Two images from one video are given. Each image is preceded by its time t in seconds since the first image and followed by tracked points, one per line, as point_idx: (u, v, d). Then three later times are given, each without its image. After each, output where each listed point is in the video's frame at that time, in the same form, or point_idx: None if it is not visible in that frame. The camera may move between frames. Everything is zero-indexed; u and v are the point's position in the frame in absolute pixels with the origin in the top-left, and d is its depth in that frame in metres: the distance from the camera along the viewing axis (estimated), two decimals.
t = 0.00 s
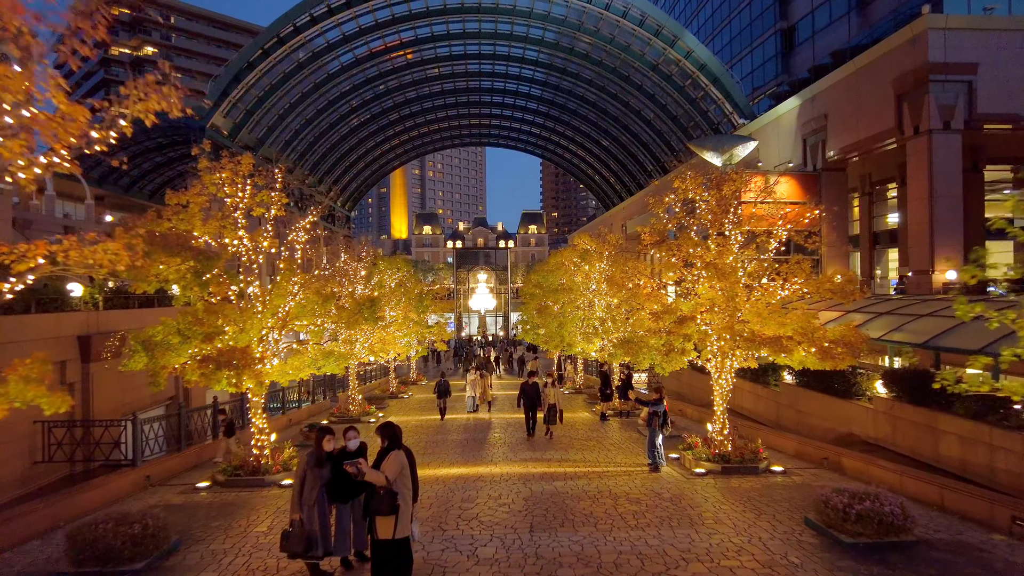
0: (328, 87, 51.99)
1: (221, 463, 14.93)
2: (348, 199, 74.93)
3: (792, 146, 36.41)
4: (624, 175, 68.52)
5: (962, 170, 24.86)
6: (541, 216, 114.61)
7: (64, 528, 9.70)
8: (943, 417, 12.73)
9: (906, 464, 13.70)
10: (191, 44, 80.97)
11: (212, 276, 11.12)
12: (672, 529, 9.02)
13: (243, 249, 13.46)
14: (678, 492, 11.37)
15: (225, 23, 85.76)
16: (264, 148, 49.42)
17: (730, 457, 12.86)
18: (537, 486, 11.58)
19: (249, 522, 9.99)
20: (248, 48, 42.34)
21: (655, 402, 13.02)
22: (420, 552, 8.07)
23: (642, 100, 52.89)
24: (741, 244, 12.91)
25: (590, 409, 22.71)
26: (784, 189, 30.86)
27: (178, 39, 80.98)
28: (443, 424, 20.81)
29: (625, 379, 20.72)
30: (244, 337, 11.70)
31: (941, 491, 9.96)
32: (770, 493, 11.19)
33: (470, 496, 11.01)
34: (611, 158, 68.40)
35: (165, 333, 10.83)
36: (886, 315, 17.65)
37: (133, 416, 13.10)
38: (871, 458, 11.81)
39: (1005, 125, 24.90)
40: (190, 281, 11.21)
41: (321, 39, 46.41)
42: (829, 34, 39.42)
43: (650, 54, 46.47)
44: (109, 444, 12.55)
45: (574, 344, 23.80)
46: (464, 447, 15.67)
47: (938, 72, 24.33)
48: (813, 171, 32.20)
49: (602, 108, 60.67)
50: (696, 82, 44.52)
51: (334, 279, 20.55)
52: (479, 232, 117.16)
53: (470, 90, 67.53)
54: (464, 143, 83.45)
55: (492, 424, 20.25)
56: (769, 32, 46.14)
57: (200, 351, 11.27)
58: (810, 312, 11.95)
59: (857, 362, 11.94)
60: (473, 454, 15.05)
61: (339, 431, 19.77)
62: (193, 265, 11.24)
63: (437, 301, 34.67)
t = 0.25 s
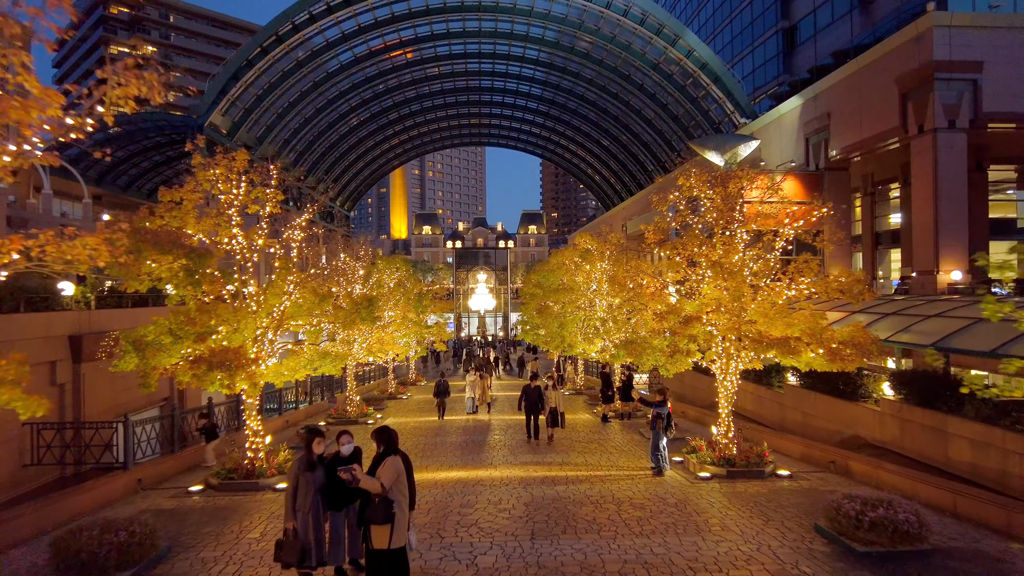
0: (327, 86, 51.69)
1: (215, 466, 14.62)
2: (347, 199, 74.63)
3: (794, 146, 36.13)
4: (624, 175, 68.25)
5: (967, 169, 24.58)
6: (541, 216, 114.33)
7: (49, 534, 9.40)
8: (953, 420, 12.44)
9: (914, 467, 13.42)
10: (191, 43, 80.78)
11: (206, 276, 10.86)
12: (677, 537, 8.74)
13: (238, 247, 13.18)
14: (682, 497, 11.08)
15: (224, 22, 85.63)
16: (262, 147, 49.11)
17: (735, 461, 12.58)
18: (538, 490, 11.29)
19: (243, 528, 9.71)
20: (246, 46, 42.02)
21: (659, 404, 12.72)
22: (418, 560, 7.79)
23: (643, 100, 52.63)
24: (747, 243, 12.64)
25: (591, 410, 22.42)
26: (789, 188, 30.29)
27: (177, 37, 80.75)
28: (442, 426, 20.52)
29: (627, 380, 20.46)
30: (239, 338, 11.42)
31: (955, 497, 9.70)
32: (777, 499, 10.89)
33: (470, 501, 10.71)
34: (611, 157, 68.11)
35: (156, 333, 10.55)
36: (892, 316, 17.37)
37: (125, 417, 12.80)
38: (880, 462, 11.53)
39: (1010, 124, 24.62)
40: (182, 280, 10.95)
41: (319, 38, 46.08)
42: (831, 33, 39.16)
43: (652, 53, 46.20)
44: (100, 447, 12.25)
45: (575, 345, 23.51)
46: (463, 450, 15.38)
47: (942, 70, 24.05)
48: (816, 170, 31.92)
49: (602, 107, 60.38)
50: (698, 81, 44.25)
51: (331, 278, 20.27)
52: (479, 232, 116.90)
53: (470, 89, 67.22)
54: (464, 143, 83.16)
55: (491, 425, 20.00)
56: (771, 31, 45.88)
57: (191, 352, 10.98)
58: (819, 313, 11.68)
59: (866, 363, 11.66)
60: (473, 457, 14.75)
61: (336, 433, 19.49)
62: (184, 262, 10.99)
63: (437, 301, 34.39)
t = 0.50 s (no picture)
0: (326, 85, 51.38)
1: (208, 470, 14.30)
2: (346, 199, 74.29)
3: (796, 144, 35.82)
4: (625, 175, 67.92)
5: (974, 168, 24.27)
6: (540, 216, 114.03)
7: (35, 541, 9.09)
8: (966, 423, 12.11)
9: (925, 471, 13.09)
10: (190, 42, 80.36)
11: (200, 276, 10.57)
12: (686, 546, 8.42)
13: (233, 245, 12.86)
14: (689, 502, 10.78)
15: (224, 21, 85.35)
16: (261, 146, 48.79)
17: (742, 466, 12.27)
18: (540, 496, 10.96)
19: (236, 535, 9.41)
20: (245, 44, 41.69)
21: (664, 407, 12.40)
22: (417, 571, 7.48)
23: (643, 99, 52.30)
24: (755, 241, 12.32)
25: (592, 412, 22.13)
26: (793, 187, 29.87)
27: (176, 37, 80.49)
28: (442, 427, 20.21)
29: (629, 382, 20.18)
30: (232, 339, 11.11)
31: (972, 504, 9.43)
32: (786, 505, 10.57)
33: (470, 507, 10.39)
34: (612, 157, 67.77)
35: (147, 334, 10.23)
36: (899, 316, 17.06)
37: (116, 420, 12.47)
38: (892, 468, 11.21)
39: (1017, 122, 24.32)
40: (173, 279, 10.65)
41: (318, 36, 45.73)
42: (833, 32, 38.89)
43: (653, 52, 45.88)
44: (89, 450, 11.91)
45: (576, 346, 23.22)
46: (462, 453, 15.07)
47: (949, 67, 23.73)
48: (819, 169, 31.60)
49: (603, 107, 60.03)
50: (699, 80, 43.94)
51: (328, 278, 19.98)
52: (479, 232, 116.61)
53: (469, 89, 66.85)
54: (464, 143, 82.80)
55: (491, 427, 19.73)
56: (773, 30, 45.61)
57: (183, 353, 10.66)
58: (829, 313, 11.37)
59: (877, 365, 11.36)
60: (473, 460, 14.41)
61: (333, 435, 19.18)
62: (175, 261, 10.67)
63: (436, 301, 34.08)
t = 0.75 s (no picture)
0: (325, 82, 51.04)
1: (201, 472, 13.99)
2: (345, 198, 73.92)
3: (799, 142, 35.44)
4: (625, 174, 67.53)
5: (980, 165, 23.95)
6: (540, 215, 113.74)
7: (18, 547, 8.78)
8: (979, 424, 11.78)
9: (935, 473, 12.77)
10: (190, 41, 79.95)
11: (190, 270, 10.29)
12: (690, 553, 8.11)
13: (225, 242, 12.55)
14: (694, 506, 10.46)
15: (222, 20, 85.05)
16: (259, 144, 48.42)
17: (748, 468, 11.98)
18: (540, 499, 10.65)
19: (226, 540, 9.09)
20: (242, 41, 41.31)
21: (669, 407, 12.08)
22: None
23: (644, 97, 51.98)
24: (761, 237, 12.01)
25: (593, 412, 21.83)
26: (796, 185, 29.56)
27: (174, 35, 80.09)
28: (441, 428, 19.90)
29: (630, 381, 19.90)
30: (223, 338, 10.79)
31: (989, 507, 9.14)
32: (794, 509, 10.25)
33: (469, 511, 10.09)
34: (612, 156, 67.41)
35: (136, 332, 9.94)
36: (906, 315, 16.75)
37: (106, 421, 12.15)
38: (904, 470, 10.88)
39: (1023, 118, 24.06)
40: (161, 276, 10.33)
41: (317, 33, 45.33)
42: (835, 29, 38.59)
43: (654, 49, 45.54)
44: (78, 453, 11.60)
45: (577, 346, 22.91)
46: (461, 455, 14.75)
47: (954, 63, 23.39)
48: (822, 167, 31.21)
49: (603, 105, 59.66)
50: (700, 77, 43.64)
51: (325, 277, 19.72)
52: (479, 232, 116.34)
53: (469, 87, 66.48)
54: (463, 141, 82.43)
55: (490, 427, 19.46)
56: (774, 27, 45.34)
57: (172, 352, 10.37)
58: (838, 311, 11.06)
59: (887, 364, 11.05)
60: (472, 462, 14.08)
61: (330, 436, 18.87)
62: (164, 257, 10.35)
63: (435, 300, 33.83)
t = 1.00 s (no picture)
0: (323, 81, 50.68)
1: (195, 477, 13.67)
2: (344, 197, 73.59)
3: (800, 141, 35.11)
4: (625, 173, 67.20)
5: (986, 163, 23.62)
6: (540, 215, 113.40)
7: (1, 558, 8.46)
8: (992, 428, 11.46)
9: (948, 479, 12.44)
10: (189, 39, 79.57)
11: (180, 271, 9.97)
12: (700, 564, 7.80)
13: (219, 241, 12.25)
14: (701, 513, 10.16)
15: (221, 19, 84.66)
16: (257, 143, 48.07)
17: (755, 473, 11.68)
18: (542, 506, 10.34)
19: (218, 551, 8.77)
20: (240, 39, 40.94)
21: (675, 411, 11.77)
22: None
23: (644, 95, 51.65)
24: (769, 236, 11.69)
25: (595, 413, 21.51)
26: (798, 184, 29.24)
27: (173, 34, 79.67)
28: (441, 431, 19.58)
29: (633, 383, 19.59)
30: (216, 340, 10.47)
31: (1007, 516, 8.84)
32: (805, 516, 9.94)
33: (469, 519, 9.77)
34: (613, 155, 67.07)
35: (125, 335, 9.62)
36: (914, 316, 16.43)
37: (96, 426, 11.82)
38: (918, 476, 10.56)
39: None
40: (151, 277, 10.02)
41: (315, 31, 44.96)
42: (838, 27, 38.26)
43: (654, 47, 45.19)
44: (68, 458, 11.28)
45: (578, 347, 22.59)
46: (461, 459, 14.42)
47: (960, 60, 23.05)
48: (824, 166, 30.89)
49: (604, 104, 59.30)
50: (701, 75, 43.30)
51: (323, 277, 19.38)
52: (479, 231, 116.01)
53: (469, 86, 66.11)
54: (463, 140, 82.07)
55: (490, 430, 19.14)
56: (775, 25, 45.02)
57: (162, 355, 10.03)
58: (849, 312, 10.76)
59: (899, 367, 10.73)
60: (472, 467, 13.74)
61: (327, 439, 18.55)
62: (153, 257, 10.03)
63: (435, 300, 33.49)
